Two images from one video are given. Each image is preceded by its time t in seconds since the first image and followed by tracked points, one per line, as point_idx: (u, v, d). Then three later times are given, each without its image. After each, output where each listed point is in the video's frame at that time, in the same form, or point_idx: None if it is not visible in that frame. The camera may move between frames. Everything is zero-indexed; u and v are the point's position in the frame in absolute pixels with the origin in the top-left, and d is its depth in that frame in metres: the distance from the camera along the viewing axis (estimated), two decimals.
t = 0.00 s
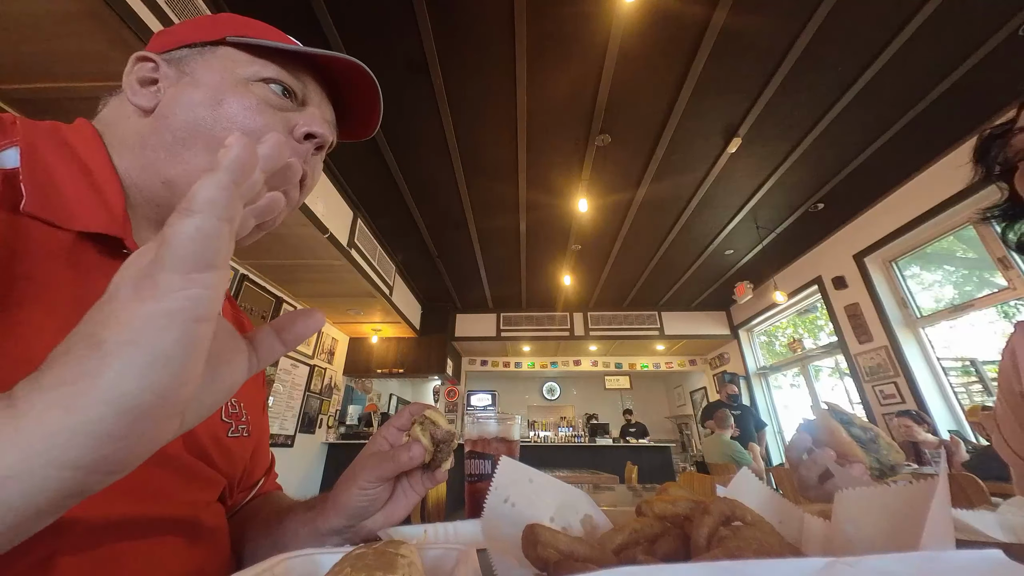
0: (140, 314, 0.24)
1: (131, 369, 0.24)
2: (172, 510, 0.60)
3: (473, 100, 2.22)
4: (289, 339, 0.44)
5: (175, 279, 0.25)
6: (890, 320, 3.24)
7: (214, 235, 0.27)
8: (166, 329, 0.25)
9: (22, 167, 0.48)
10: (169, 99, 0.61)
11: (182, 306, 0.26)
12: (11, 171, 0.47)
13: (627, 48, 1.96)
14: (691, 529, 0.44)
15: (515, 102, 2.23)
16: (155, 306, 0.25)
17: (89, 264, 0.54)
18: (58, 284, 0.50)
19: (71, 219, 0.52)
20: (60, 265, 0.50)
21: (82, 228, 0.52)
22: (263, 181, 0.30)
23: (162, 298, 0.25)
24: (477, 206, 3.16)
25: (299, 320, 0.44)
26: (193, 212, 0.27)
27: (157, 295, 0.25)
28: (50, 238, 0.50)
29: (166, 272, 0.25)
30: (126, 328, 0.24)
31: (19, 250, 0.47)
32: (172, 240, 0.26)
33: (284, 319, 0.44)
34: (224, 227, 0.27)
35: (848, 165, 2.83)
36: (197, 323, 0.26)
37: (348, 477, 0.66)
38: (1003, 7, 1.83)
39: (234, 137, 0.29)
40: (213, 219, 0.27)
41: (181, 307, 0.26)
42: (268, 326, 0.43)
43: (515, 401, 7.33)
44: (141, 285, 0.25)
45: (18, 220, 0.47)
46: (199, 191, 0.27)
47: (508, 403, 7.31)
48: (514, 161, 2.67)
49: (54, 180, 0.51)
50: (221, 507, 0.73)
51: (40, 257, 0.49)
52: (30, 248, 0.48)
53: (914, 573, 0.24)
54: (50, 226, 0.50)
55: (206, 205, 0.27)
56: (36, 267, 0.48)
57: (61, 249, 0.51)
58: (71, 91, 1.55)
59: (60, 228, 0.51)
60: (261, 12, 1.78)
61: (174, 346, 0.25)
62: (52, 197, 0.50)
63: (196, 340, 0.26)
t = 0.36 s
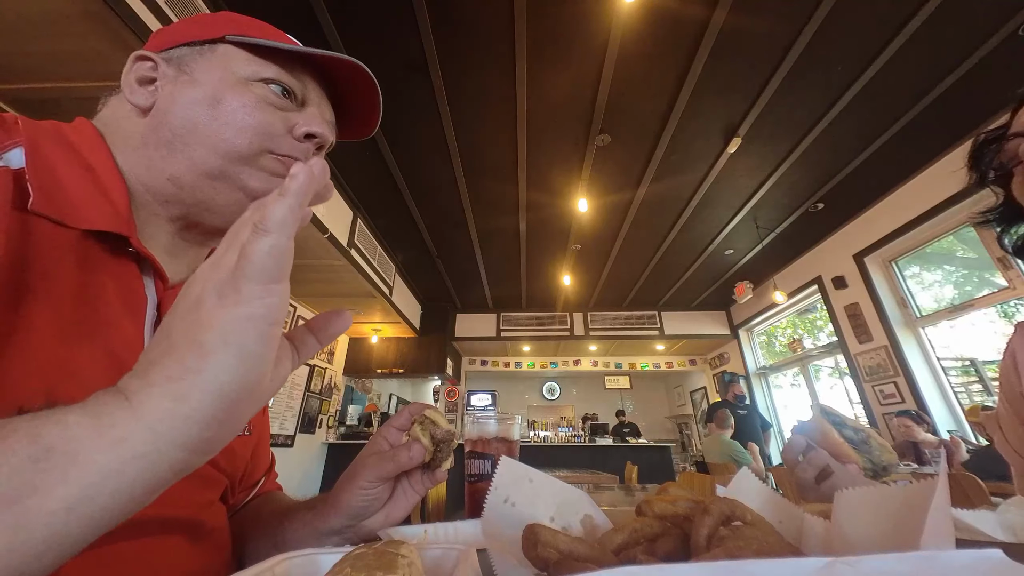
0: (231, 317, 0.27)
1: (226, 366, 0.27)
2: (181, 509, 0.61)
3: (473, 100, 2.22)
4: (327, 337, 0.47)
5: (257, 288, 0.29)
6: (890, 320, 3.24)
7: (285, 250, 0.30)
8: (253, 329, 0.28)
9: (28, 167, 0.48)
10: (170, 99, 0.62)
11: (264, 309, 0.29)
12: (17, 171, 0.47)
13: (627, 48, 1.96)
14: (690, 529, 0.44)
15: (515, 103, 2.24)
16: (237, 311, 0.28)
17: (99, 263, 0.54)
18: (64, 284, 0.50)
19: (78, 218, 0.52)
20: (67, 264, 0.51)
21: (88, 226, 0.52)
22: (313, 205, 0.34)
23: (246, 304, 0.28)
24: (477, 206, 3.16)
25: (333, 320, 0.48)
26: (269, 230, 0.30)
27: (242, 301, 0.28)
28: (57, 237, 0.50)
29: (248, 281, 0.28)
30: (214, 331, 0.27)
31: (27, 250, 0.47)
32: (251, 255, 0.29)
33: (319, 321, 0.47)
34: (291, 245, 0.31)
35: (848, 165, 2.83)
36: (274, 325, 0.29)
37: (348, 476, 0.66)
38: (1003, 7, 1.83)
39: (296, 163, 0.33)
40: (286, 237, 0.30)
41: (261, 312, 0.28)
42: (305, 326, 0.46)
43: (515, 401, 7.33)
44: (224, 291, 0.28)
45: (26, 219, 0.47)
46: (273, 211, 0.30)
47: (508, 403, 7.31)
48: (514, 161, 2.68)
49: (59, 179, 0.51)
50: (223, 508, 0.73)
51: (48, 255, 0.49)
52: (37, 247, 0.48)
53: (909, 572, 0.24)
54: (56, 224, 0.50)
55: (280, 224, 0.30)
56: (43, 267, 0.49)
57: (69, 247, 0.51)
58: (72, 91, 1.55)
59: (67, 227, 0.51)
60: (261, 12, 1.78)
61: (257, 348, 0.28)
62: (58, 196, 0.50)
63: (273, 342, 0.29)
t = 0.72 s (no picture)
0: (188, 400, 0.26)
1: (171, 455, 0.26)
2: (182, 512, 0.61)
3: (473, 100, 2.22)
4: (301, 396, 0.45)
5: (222, 367, 0.27)
6: (890, 320, 3.24)
7: (260, 328, 0.28)
8: (209, 414, 0.27)
9: (29, 171, 0.48)
10: (176, 102, 0.62)
11: (226, 393, 0.27)
12: (18, 175, 0.47)
13: (627, 48, 1.96)
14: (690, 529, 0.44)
15: (515, 103, 2.24)
16: (198, 394, 0.26)
17: (98, 267, 0.55)
18: (65, 290, 0.51)
19: (78, 223, 0.52)
20: (67, 271, 0.51)
21: (88, 231, 0.52)
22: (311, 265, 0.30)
23: (207, 387, 0.27)
24: (477, 206, 3.16)
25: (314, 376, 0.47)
26: (245, 304, 0.27)
27: (203, 384, 0.27)
28: (57, 243, 0.51)
29: (214, 360, 0.27)
30: (168, 413, 0.26)
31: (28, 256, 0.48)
32: (221, 331, 0.27)
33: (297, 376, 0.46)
34: (269, 320, 0.28)
35: (847, 165, 2.83)
36: (234, 409, 0.27)
37: (348, 477, 0.66)
38: (1002, 7, 1.83)
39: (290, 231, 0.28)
40: (263, 314, 0.28)
41: (223, 394, 0.27)
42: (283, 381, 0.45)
43: (515, 401, 7.33)
44: (187, 368, 0.27)
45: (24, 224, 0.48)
46: (252, 285, 0.27)
47: (507, 403, 7.32)
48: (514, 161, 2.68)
49: (60, 183, 0.51)
50: (223, 510, 0.73)
51: (47, 261, 0.49)
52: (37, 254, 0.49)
53: (907, 571, 0.24)
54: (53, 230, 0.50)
55: (257, 300, 0.27)
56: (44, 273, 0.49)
57: (69, 253, 0.51)
58: (71, 92, 1.55)
59: (67, 232, 0.51)
60: (261, 12, 1.78)
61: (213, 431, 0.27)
62: (59, 200, 0.50)
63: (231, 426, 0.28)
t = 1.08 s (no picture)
0: (164, 438, 0.26)
1: (149, 492, 0.26)
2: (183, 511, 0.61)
3: (473, 100, 2.22)
4: (284, 420, 0.46)
5: (201, 402, 0.27)
6: (890, 319, 3.24)
7: (240, 358, 0.28)
8: (188, 447, 0.27)
9: (23, 171, 0.48)
10: (185, 107, 0.62)
11: (204, 427, 0.27)
12: (13, 176, 0.48)
13: (627, 48, 1.96)
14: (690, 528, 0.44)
15: (515, 102, 2.23)
16: (173, 428, 0.26)
17: (94, 269, 0.55)
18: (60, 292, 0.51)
19: (73, 224, 0.52)
20: (62, 273, 0.51)
21: (83, 232, 0.52)
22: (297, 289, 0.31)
23: (185, 419, 0.27)
24: (477, 206, 3.16)
25: (296, 397, 0.47)
26: (226, 335, 0.27)
27: (180, 416, 0.27)
28: (52, 245, 0.51)
29: (192, 394, 0.27)
30: (140, 451, 0.25)
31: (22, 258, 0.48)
32: (202, 363, 0.27)
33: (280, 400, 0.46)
34: (250, 348, 0.28)
35: (847, 165, 2.83)
36: (212, 443, 0.27)
37: (348, 476, 0.66)
38: (1002, 7, 1.83)
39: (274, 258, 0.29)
40: (246, 342, 0.28)
41: (203, 428, 0.27)
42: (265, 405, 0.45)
43: (515, 401, 7.33)
44: (163, 402, 0.27)
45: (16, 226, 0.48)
46: (234, 314, 0.28)
47: (507, 403, 7.31)
48: (514, 161, 2.67)
49: (57, 184, 0.51)
50: (222, 510, 0.73)
51: (42, 263, 0.50)
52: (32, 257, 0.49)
53: (907, 571, 0.24)
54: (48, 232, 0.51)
55: (240, 328, 0.28)
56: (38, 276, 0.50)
57: (64, 255, 0.52)
58: (71, 92, 1.55)
59: (63, 233, 0.51)
60: (261, 11, 1.78)
61: (191, 468, 0.27)
62: (55, 202, 0.51)
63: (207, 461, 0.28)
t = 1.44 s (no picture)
0: (86, 500, 0.23)
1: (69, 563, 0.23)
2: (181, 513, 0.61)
3: (473, 100, 2.22)
4: (244, 461, 0.44)
5: (135, 458, 0.25)
6: (890, 320, 3.24)
7: (188, 412, 0.26)
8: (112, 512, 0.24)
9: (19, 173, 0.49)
10: (194, 114, 0.62)
11: (137, 489, 0.25)
12: (9, 178, 0.48)
13: (627, 48, 1.96)
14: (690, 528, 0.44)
15: (515, 102, 2.23)
16: (98, 490, 0.24)
17: (91, 273, 0.55)
18: (55, 297, 0.51)
19: (69, 227, 0.52)
20: (57, 278, 0.51)
21: (79, 236, 0.52)
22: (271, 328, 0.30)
23: (111, 481, 0.24)
24: (477, 206, 3.16)
25: (260, 436, 0.46)
26: (177, 386, 0.26)
27: (107, 478, 0.24)
28: (48, 249, 0.51)
29: (126, 449, 0.25)
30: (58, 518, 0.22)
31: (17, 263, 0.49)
32: (143, 416, 0.25)
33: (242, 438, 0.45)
34: (202, 400, 0.26)
35: (848, 165, 2.83)
36: (146, 504, 0.25)
37: (347, 477, 0.66)
38: (1003, 8, 1.83)
39: (245, 302, 0.29)
40: (195, 393, 0.26)
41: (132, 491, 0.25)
42: (225, 444, 0.43)
43: (515, 401, 7.33)
44: (96, 459, 0.24)
45: (10, 229, 0.48)
46: (188, 364, 0.26)
47: (508, 403, 7.31)
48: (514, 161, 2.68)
49: (53, 186, 0.51)
50: (222, 510, 0.73)
51: (38, 268, 0.50)
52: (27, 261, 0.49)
53: (907, 571, 0.24)
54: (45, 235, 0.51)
55: (190, 380, 0.26)
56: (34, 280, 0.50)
57: (60, 259, 0.52)
58: (70, 92, 1.55)
59: (60, 238, 0.52)
60: (261, 12, 1.78)
61: (110, 535, 0.24)
62: (51, 204, 0.51)
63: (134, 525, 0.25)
